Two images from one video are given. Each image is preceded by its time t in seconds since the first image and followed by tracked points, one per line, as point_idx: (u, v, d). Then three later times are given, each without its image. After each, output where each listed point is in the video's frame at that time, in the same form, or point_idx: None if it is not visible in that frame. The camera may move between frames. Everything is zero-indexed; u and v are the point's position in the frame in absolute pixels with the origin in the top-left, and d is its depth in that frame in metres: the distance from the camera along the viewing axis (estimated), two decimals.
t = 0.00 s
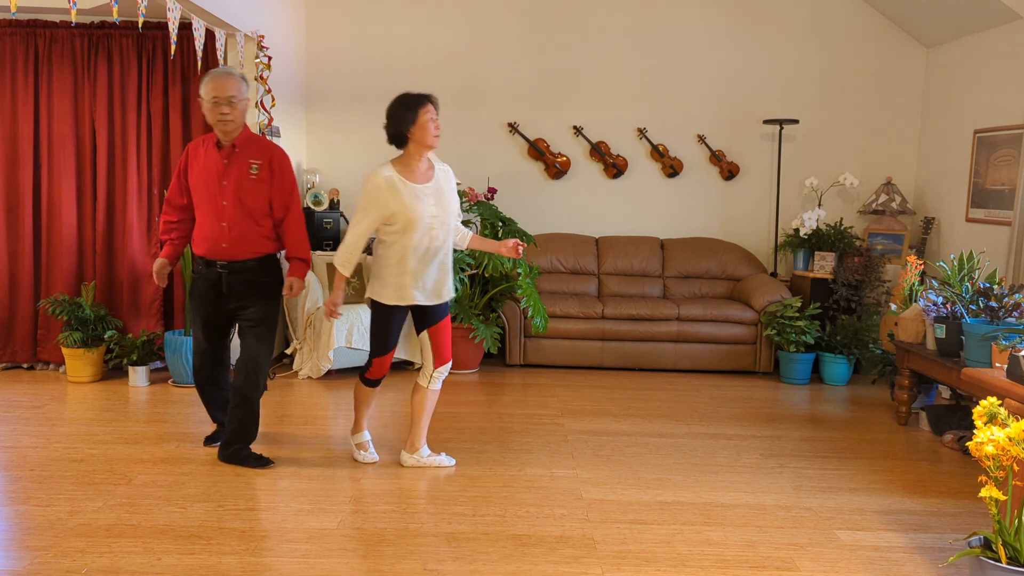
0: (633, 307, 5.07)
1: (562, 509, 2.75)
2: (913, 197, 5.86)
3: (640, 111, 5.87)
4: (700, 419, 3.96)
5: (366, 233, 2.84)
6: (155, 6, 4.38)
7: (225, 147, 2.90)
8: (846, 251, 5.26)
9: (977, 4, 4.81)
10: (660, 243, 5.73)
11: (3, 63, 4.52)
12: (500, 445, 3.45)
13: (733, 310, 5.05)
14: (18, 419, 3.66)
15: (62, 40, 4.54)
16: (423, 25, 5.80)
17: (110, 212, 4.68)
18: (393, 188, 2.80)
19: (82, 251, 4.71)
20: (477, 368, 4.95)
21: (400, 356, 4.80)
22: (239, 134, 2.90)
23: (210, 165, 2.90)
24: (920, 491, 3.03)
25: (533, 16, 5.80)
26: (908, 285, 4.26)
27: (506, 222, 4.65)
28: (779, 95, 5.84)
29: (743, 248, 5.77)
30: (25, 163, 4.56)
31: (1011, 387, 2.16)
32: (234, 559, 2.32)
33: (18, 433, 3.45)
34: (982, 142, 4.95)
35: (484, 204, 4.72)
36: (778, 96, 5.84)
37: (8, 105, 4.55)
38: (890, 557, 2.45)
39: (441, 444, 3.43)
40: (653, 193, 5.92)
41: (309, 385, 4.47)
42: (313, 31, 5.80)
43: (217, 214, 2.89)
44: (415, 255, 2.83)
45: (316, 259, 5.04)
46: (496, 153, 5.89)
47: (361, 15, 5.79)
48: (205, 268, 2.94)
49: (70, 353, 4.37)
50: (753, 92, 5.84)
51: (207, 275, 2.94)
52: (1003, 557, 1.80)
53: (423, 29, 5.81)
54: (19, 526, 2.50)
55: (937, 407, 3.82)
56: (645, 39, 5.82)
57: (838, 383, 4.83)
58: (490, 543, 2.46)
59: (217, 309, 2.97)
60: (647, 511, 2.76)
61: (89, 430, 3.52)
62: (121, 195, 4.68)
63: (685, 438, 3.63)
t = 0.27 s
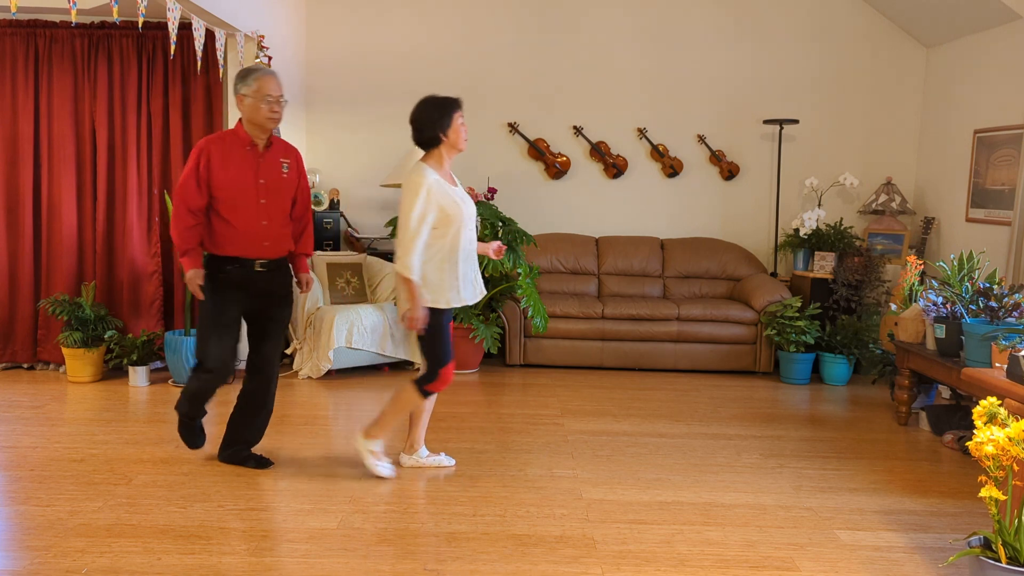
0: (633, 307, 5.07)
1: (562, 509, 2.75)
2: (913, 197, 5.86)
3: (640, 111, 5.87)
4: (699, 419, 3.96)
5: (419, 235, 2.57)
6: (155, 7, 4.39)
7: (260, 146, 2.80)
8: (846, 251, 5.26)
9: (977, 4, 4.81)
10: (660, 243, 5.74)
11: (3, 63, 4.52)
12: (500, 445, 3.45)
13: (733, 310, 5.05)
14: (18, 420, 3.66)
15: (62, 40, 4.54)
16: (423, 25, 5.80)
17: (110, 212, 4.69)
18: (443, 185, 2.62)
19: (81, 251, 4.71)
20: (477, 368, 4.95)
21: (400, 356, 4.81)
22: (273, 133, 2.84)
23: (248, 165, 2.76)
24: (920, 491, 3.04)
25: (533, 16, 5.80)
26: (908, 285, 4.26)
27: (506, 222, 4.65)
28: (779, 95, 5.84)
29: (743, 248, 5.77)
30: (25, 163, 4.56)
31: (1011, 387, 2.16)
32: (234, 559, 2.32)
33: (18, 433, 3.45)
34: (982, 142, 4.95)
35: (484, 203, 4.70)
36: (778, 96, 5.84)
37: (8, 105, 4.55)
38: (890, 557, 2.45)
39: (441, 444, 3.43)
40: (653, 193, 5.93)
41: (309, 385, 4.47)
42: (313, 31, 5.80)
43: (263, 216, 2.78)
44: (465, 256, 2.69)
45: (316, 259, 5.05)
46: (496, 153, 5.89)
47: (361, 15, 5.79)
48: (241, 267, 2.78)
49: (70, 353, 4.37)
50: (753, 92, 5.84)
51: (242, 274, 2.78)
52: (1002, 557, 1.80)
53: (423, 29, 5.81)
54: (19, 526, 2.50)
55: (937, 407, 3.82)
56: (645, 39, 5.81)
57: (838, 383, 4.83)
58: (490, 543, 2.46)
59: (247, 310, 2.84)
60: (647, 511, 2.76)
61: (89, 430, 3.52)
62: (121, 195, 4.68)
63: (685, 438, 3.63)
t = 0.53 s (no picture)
0: (633, 307, 5.07)
1: (562, 509, 2.75)
2: (913, 197, 5.86)
3: (640, 111, 5.87)
4: (699, 419, 3.96)
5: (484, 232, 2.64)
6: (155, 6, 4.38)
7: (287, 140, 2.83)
8: (846, 251, 5.26)
9: (978, 4, 4.81)
10: (660, 243, 5.73)
11: (3, 63, 4.52)
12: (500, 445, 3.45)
13: (733, 310, 5.05)
14: (18, 419, 3.66)
15: (63, 40, 4.54)
16: (423, 25, 5.80)
17: (110, 212, 4.69)
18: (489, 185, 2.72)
19: (81, 251, 4.71)
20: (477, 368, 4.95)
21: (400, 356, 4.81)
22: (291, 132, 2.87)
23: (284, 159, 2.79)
24: (920, 491, 3.04)
25: (534, 16, 5.80)
26: (908, 285, 4.26)
27: (507, 221, 4.60)
28: (779, 95, 5.84)
29: (743, 248, 5.77)
30: (25, 163, 4.56)
31: (1011, 387, 2.16)
32: (234, 559, 2.32)
33: (18, 433, 3.45)
34: (982, 142, 4.95)
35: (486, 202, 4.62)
36: (778, 96, 5.84)
37: (9, 105, 4.55)
38: (890, 557, 2.45)
39: (441, 444, 3.43)
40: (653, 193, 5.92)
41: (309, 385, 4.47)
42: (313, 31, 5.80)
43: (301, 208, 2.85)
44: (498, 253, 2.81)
45: (316, 259, 5.05)
46: (496, 153, 5.89)
47: (361, 15, 5.79)
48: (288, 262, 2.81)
49: (70, 353, 4.37)
50: (754, 92, 5.84)
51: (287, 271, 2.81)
52: (1003, 557, 1.80)
53: (424, 29, 5.81)
54: (20, 526, 2.50)
55: (937, 407, 3.82)
56: (645, 39, 5.81)
57: (838, 383, 4.83)
58: (490, 544, 2.46)
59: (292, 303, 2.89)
60: (647, 511, 2.76)
61: (89, 430, 3.52)
62: (121, 196, 4.68)
63: (685, 438, 3.63)
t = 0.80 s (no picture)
0: (633, 307, 5.07)
1: (562, 509, 2.75)
2: (913, 197, 5.87)
3: (640, 111, 5.87)
4: (699, 419, 3.96)
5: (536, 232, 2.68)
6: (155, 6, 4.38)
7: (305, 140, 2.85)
8: (846, 251, 5.26)
9: (978, 4, 4.80)
10: (660, 243, 5.73)
11: (3, 63, 4.52)
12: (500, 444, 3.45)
13: (733, 310, 5.05)
14: (18, 419, 3.66)
15: (63, 40, 4.54)
16: (424, 25, 5.80)
17: (110, 212, 4.69)
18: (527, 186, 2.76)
19: (82, 251, 4.71)
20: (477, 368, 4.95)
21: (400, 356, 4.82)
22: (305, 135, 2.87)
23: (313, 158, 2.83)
24: (920, 491, 3.04)
25: (534, 16, 5.80)
26: (908, 285, 4.26)
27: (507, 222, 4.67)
28: (779, 95, 5.84)
29: (743, 248, 5.76)
30: (25, 163, 4.56)
31: (1011, 387, 2.16)
32: (234, 559, 2.32)
33: (18, 433, 3.45)
34: (982, 142, 4.95)
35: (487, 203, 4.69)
36: (778, 96, 5.84)
37: (9, 105, 4.55)
38: (890, 557, 2.45)
39: (441, 444, 3.43)
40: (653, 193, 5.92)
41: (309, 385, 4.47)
42: (313, 31, 5.80)
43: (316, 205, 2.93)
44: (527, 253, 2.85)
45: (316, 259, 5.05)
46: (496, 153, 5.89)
47: (362, 15, 5.79)
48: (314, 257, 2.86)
49: (70, 353, 4.37)
50: (754, 92, 5.84)
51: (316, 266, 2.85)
52: (1002, 557, 1.80)
53: (424, 29, 5.81)
54: (20, 526, 2.50)
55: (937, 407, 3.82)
56: (645, 39, 5.82)
57: (838, 383, 4.83)
58: (490, 543, 2.46)
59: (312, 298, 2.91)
60: (647, 511, 2.76)
61: (89, 430, 3.52)
62: (121, 195, 4.68)
63: (685, 438, 3.63)
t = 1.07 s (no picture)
0: (633, 307, 5.07)
1: (562, 509, 2.75)
2: (913, 197, 5.87)
3: (640, 111, 5.87)
4: (699, 419, 3.96)
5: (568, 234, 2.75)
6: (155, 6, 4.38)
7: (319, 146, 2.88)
8: (846, 251, 5.26)
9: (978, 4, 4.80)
10: (660, 243, 5.74)
11: (3, 63, 4.52)
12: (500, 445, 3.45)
13: (733, 310, 5.05)
14: (18, 419, 3.66)
15: (63, 40, 4.54)
16: (424, 25, 5.80)
17: (110, 212, 4.69)
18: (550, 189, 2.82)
19: (82, 251, 4.71)
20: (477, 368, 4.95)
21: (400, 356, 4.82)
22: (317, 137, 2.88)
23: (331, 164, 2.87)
24: (920, 491, 3.04)
25: (534, 16, 5.80)
26: (908, 285, 4.26)
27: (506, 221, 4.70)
28: (779, 95, 5.84)
29: (743, 248, 5.76)
30: (25, 163, 4.56)
31: (1011, 387, 2.16)
32: (234, 559, 2.32)
33: (18, 433, 3.45)
34: (982, 142, 4.95)
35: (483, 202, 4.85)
36: (778, 96, 5.84)
37: (9, 106, 4.55)
38: (890, 557, 2.45)
39: (441, 444, 3.43)
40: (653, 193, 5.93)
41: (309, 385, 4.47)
42: (313, 31, 5.80)
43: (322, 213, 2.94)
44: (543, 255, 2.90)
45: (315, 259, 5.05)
46: (496, 153, 5.89)
47: (362, 15, 5.79)
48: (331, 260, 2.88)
49: (70, 353, 4.37)
50: (754, 91, 5.84)
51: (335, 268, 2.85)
52: (1002, 557, 1.80)
53: (424, 30, 5.81)
54: (20, 526, 2.50)
55: (937, 407, 3.82)
56: (646, 39, 5.82)
57: (838, 383, 4.83)
58: (490, 543, 2.46)
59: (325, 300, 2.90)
60: (647, 511, 2.76)
61: (89, 430, 3.52)
62: (121, 196, 4.68)
63: (685, 438, 3.63)
